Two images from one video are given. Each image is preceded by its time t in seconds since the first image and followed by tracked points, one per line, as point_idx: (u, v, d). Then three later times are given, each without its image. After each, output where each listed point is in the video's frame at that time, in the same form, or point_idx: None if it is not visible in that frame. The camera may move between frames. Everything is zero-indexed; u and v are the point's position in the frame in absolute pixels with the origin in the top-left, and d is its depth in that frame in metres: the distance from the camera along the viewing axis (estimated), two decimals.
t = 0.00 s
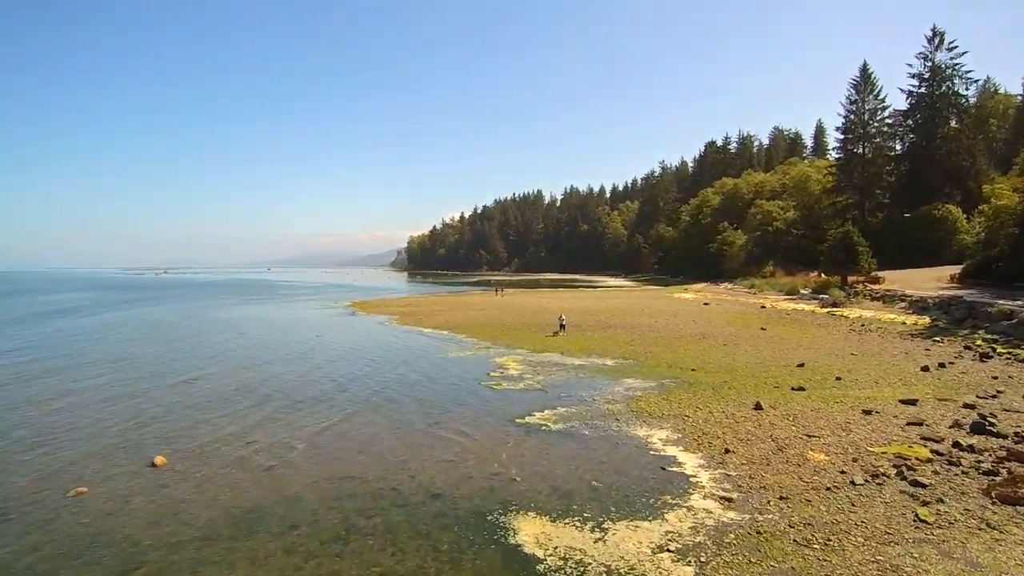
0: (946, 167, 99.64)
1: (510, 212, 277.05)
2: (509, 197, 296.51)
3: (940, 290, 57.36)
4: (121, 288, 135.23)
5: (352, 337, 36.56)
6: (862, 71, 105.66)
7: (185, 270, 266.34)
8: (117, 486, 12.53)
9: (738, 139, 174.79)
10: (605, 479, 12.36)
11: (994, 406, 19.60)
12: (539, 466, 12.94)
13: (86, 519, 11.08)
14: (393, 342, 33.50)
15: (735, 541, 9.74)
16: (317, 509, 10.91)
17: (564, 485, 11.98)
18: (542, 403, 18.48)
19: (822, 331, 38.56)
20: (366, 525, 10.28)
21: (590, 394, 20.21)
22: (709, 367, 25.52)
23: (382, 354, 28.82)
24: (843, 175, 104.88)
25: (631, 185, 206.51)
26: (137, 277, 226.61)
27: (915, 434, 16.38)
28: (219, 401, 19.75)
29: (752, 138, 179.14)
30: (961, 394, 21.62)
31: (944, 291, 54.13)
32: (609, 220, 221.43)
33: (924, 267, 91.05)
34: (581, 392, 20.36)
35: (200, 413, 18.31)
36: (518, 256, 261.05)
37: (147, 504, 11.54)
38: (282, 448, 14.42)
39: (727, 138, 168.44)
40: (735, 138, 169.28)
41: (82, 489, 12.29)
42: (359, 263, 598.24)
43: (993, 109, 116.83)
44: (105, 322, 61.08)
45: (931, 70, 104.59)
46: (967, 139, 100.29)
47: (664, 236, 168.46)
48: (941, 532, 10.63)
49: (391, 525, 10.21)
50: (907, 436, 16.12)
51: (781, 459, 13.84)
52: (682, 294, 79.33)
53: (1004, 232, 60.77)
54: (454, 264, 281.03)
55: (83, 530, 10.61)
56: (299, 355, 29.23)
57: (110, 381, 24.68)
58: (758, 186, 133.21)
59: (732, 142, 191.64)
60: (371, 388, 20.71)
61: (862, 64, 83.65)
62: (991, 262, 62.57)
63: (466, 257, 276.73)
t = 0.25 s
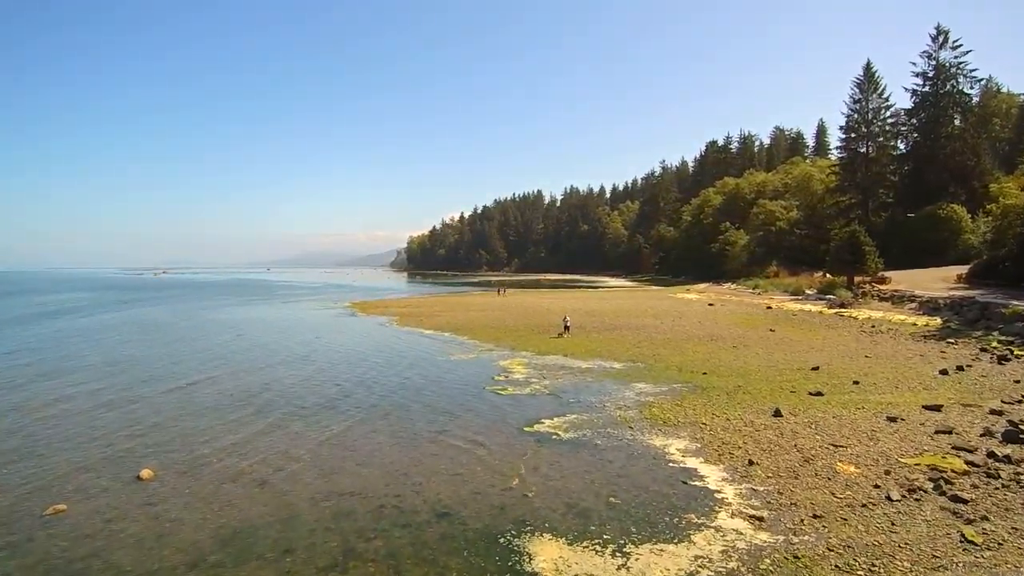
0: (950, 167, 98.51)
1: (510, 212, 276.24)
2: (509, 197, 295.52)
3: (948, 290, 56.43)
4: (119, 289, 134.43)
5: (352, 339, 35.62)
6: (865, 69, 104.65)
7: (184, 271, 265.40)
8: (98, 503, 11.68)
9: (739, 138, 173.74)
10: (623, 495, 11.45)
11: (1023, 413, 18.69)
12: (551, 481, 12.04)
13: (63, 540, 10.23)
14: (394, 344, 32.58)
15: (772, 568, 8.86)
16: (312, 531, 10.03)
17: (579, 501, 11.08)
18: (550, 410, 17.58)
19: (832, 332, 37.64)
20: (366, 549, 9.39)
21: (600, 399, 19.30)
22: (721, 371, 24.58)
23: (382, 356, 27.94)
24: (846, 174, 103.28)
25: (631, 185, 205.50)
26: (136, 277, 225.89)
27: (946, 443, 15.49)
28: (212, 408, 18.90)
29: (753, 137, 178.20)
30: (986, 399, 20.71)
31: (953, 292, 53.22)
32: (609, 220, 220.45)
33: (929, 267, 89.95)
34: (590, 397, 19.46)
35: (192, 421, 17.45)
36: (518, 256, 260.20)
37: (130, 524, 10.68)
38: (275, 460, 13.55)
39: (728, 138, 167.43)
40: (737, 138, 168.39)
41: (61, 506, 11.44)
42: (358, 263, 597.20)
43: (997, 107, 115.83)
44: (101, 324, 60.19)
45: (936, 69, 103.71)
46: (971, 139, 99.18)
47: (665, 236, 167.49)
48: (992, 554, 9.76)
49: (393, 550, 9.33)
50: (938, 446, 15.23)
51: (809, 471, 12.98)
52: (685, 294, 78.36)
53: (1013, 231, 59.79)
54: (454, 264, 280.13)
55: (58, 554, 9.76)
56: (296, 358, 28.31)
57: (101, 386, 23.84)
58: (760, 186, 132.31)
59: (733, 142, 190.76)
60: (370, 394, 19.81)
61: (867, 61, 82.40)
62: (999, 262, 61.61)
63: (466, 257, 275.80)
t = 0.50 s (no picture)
0: (955, 166, 97.97)
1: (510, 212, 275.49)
2: (509, 197, 294.77)
3: (957, 291, 55.57)
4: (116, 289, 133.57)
5: (351, 341, 34.74)
6: (869, 68, 103.71)
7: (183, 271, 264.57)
8: (77, 522, 10.84)
9: (740, 138, 172.83)
10: (643, 513, 10.59)
11: None
12: (565, 497, 11.17)
13: (35, 566, 9.37)
14: (394, 347, 31.67)
15: None
16: (307, 556, 9.17)
17: (596, 521, 10.22)
18: (559, 418, 16.70)
19: (843, 334, 36.73)
20: None
21: (611, 405, 18.40)
22: (733, 375, 23.69)
23: (382, 359, 27.04)
24: (849, 174, 102.40)
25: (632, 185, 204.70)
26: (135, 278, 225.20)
27: (979, 453, 14.63)
28: (206, 415, 18.06)
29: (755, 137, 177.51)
30: (1012, 405, 19.82)
31: (962, 292, 52.39)
32: (610, 220, 219.61)
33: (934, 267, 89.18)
34: (599, 403, 18.59)
35: (184, 430, 16.61)
36: (518, 256, 259.44)
37: (109, 548, 9.81)
38: (269, 474, 12.70)
39: (730, 137, 166.65)
40: (738, 138, 167.58)
41: (36, 527, 10.57)
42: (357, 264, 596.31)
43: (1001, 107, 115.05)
44: (96, 325, 59.26)
45: (940, 68, 103.07)
46: (976, 138, 98.81)
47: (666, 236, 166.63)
48: None
49: None
50: (972, 456, 14.37)
51: (840, 486, 12.14)
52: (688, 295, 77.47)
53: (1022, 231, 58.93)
54: (454, 264, 279.30)
55: None
56: (294, 362, 27.43)
57: (92, 391, 23.03)
58: (762, 186, 131.46)
59: (734, 142, 190.02)
60: (370, 400, 18.94)
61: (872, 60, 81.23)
62: (1007, 262, 60.78)
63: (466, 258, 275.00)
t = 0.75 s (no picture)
0: (961, 165, 97.45)
1: (510, 212, 274.65)
2: (509, 197, 293.89)
3: (966, 292, 54.68)
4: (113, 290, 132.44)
5: (350, 343, 33.78)
6: (873, 66, 102.67)
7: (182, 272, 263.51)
8: (54, 543, 10.02)
9: (742, 138, 172.01)
10: (667, 535, 9.73)
11: None
12: (581, 516, 10.31)
13: None
14: (395, 349, 30.77)
15: None
16: None
17: (617, 545, 9.36)
18: (569, 426, 15.82)
19: (855, 336, 35.81)
20: None
21: (623, 412, 17.48)
22: (747, 379, 22.76)
23: (382, 362, 26.16)
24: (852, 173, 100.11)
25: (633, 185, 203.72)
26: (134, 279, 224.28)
27: (1018, 465, 13.76)
28: (197, 423, 17.19)
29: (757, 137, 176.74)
30: None
31: (972, 293, 51.51)
32: (610, 220, 218.62)
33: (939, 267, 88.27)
34: (610, 409, 17.70)
35: (174, 438, 15.76)
36: (518, 256, 258.52)
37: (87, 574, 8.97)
38: (261, 488, 11.82)
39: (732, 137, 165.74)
40: (740, 137, 166.71)
41: (7, 550, 9.71)
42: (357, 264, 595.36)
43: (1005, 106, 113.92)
44: (92, 326, 58.28)
45: (945, 66, 102.38)
46: (981, 137, 98.42)
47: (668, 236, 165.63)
48: None
49: None
50: (1010, 468, 13.50)
51: (877, 503, 11.28)
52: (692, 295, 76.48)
53: None
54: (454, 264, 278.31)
55: None
56: (291, 365, 26.53)
57: (80, 396, 22.15)
58: (764, 185, 130.55)
59: (735, 141, 189.18)
60: (370, 406, 18.06)
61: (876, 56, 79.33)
62: (1016, 262, 59.92)
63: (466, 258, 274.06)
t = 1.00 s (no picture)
0: (966, 163, 96.20)
1: (510, 212, 273.74)
2: (509, 197, 293.18)
3: (974, 292, 53.76)
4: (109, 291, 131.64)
5: (349, 345, 32.84)
6: (877, 64, 102.05)
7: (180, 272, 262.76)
8: (23, 570, 9.16)
9: (743, 137, 171.09)
10: (694, 561, 8.85)
11: None
12: (597, 539, 9.43)
13: None
14: (394, 351, 29.83)
15: None
16: None
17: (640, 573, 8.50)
18: (580, 435, 14.95)
19: (866, 338, 34.91)
20: None
21: (635, 419, 16.59)
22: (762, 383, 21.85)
23: (382, 366, 25.23)
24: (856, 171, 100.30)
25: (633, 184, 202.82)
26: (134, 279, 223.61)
27: None
28: (186, 432, 16.28)
29: (758, 136, 175.82)
30: None
31: (982, 293, 50.53)
32: (611, 220, 217.76)
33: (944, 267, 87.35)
34: (620, 416, 16.84)
35: (160, 450, 14.85)
36: (518, 256, 257.60)
37: None
38: (251, 506, 10.94)
39: (733, 136, 164.88)
40: (741, 137, 165.81)
41: None
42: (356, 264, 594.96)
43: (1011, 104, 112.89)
44: (87, 328, 57.42)
45: (949, 64, 101.36)
46: (986, 135, 97.00)
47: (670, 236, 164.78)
48: None
49: None
50: None
51: (917, 524, 10.40)
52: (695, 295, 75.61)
53: None
54: (454, 265, 277.54)
55: None
56: (287, 369, 25.60)
57: (66, 402, 21.24)
58: (767, 185, 129.69)
59: (736, 141, 188.30)
60: (368, 414, 17.13)
61: (879, 55, 78.66)
62: None
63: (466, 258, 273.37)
